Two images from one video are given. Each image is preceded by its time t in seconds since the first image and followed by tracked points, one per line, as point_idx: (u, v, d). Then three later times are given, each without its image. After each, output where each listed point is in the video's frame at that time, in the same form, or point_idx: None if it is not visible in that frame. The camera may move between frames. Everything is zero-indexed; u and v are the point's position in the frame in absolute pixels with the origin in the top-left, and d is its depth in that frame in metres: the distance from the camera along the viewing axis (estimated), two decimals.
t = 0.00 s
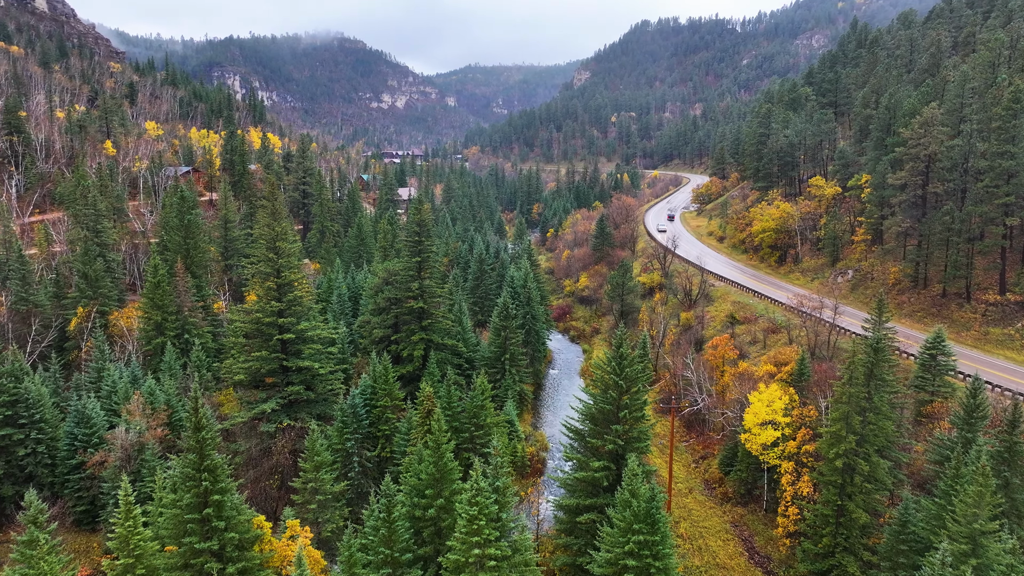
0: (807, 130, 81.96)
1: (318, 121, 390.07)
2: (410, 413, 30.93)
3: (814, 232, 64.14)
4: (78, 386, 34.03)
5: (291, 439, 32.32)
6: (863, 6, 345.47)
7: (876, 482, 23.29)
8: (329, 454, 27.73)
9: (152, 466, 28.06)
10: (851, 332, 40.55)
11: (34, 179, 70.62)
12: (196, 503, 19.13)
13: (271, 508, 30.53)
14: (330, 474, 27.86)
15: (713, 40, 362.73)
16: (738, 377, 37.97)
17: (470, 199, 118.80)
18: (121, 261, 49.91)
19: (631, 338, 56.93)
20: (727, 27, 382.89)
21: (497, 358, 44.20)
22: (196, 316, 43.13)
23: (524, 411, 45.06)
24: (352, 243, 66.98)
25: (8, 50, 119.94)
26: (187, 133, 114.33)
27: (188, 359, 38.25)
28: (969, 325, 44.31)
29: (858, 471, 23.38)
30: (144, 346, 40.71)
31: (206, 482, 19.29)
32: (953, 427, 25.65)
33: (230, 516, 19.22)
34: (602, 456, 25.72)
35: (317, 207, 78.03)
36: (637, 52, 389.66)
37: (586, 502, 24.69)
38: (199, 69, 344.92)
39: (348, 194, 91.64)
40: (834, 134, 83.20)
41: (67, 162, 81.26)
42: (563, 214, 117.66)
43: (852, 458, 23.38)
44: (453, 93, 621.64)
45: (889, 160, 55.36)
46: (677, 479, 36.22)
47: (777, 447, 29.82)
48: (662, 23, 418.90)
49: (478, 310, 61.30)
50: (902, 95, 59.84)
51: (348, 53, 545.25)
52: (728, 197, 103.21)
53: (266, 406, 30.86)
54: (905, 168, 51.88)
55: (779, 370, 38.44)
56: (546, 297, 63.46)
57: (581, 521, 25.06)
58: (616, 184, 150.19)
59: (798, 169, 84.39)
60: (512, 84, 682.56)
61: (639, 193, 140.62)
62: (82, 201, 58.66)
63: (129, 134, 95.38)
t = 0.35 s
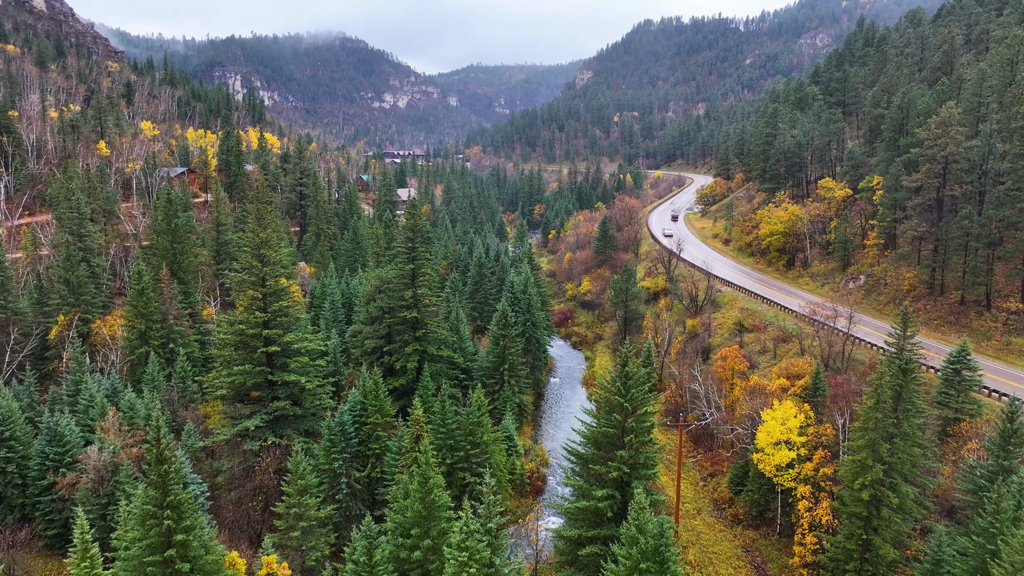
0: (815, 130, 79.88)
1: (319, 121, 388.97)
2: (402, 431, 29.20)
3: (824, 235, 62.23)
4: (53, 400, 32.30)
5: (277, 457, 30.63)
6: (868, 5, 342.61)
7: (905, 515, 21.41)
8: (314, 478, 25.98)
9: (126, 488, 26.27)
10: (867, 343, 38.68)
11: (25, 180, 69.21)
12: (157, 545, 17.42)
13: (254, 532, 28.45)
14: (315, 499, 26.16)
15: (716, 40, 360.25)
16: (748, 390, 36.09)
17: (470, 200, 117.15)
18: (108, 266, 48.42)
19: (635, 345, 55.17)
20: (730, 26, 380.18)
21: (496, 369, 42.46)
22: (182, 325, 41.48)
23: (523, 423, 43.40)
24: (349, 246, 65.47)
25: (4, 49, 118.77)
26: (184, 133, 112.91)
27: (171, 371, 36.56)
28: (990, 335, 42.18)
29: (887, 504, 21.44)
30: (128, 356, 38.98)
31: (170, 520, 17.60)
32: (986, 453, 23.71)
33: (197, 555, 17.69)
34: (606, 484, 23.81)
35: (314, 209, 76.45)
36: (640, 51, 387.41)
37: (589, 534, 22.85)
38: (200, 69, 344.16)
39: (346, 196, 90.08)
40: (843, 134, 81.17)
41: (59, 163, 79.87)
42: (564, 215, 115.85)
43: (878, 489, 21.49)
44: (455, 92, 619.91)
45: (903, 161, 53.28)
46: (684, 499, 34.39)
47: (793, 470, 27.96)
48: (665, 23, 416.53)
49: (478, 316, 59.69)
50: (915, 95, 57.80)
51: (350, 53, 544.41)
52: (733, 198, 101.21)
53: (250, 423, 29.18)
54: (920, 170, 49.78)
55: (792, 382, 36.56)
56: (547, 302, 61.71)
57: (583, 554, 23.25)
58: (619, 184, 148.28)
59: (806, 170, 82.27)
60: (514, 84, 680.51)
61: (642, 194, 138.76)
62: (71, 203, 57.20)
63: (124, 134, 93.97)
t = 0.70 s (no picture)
0: (824, 130, 77.81)
1: (321, 121, 387.96)
2: (392, 451, 27.42)
3: (835, 239, 60.18)
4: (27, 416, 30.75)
5: (261, 477, 28.91)
6: (874, 3, 339.25)
7: (941, 553, 19.49)
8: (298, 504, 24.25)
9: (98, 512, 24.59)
10: (885, 354, 36.80)
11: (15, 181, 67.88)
12: None
13: (237, 558, 27.98)
14: (299, 526, 24.46)
15: (720, 38, 357.43)
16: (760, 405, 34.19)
17: (471, 201, 115.47)
18: (93, 271, 46.93)
19: (640, 353, 53.25)
20: (735, 25, 377.18)
21: (495, 380, 40.61)
22: (167, 333, 39.76)
23: (523, 436, 41.62)
24: (346, 249, 63.91)
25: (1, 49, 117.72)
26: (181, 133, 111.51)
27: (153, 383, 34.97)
28: (1014, 346, 39.98)
29: (921, 542, 19.53)
30: (110, 366, 37.39)
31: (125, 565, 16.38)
32: None
33: None
34: (611, 516, 21.95)
35: (310, 210, 74.92)
36: (643, 50, 384.94)
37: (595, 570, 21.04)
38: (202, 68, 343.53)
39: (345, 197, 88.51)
40: (853, 134, 78.99)
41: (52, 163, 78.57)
42: (567, 216, 113.98)
43: (910, 525, 19.59)
44: (458, 92, 618.34)
45: (918, 162, 51.23)
46: (692, 520, 32.69)
47: (811, 495, 26.10)
48: (668, 22, 413.82)
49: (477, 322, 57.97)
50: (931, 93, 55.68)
51: (352, 53, 543.64)
52: (739, 199, 99.20)
53: (233, 441, 27.47)
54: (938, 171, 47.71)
55: (806, 396, 34.61)
56: (549, 308, 59.87)
57: None
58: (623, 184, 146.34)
59: (815, 171, 80.13)
60: (517, 83, 678.36)
61: (646, 194, 136.73)
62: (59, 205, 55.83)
63: (119, 134, 92.64)
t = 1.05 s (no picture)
0: (833, 130, 75.77)
1: (323, 121, 386.74)
2: (381, 473, 25.69)
3: (846, 243, 58.18)
4: None
5: (243, 499, 27.23)
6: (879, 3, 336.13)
7: None
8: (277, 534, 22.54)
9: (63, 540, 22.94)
10: (904, 366, 35.00)
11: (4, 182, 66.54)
12: None
13: None
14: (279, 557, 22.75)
15: (724, 38, 354.82)
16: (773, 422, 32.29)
17: (472, 202, 113.80)
18: (77, 276, 45.41)
19: (644, 361, 51.42)
20: (738, 24, 374.32)
21: (494, 391, 38.85)
22: (151, 342, 38.26)
23: (523, 450, 39.94)
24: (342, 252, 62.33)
25: None
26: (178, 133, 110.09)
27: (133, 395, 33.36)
28: None
29: None
30: (90, 377, 35.82)
31: None
32: None
33: None
34: (616, 552, 20.16)
35: (306, 212, 73.34)
36: (646, 50, 382.49)
37: None
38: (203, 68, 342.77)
39: (342, 198, 86.91)
40: (863, 134, 76.99)
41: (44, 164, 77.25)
42: (569, 218, 112.20)
43: (948, 569, 17.74)
44: (460, 92, 616.59)
45: (934, 163, 49.16)
46: (701, 544, 30.89)
47: (831, 524, 24.25)
48: (671, 21, 411.40)
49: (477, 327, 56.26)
50: (947, 91, 53.76)
51: (354, 53, 542.67)
52: (744, 200, 97.27)
53: (211, 462, 25.74)
54: (957, 173, 45.64)
55: (821, 411, 32.76)
56: (550, 313, 58.09)
57: None
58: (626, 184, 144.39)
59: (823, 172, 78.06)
60: (519, 83, 676.43)
61: (649, 195, 134.71)
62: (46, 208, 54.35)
63: (114, 135, 91.34)
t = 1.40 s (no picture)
0: (842, 131, 73.85)
1: (324, 121, 385.52)
2: (367, 499, 23.90)
3: (858, 246, 56.15)
4: None
5: (221, 524, 25.50)
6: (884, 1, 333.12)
7: None
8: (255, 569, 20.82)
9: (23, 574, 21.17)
10: (925, 380, 33.14)
11: None
12: None
13: None
14: None
15: (727, 37, 352.38)
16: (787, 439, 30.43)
17: (472, 203, 112.00)
18: (59, 283, 43.80)
19: (648, 370, 49.52)
20: (742, 24, 371.67)
21: (491, 404, 37.09)
22: (131, 353, 36.98)
23: (521, 466, 38.17)
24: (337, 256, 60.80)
25: None
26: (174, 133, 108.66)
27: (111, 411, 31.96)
28: None
29: None
30: (66, 391, 34.32)
31: None
32: None
33: None
34: None
35: (302, 214, 71.64)
36: (649, 50, 380.16)
37: None
38: (204, 68, 341.94)
39: (339, 200, 85.24)
40: (872, 135, 75.04)
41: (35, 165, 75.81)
42: (571, 219, 110.37)
43: None
44: (462, 92, 614.97)
45: (953, 164, 47.08)
46: (711, 571, 29.04)
47: (853, 557, 22.39)
48: (674, 20, 409.15)
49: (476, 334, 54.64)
50: (963, 90, 51.82)
51: (356, 52, 541.65)
52: (750, 202, 95.32)
53: (187, 486, 24.04)
54: (977, 175, 43.61)
55: (837, 428, 30.90)
56: (551, 319, 56.24)
57: None
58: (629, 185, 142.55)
59: (831, 173, 76.11)
60: (521, 83, 674.59)
61: (653, 196, 132.85)
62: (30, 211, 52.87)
63: (108, 135, 89.89)
